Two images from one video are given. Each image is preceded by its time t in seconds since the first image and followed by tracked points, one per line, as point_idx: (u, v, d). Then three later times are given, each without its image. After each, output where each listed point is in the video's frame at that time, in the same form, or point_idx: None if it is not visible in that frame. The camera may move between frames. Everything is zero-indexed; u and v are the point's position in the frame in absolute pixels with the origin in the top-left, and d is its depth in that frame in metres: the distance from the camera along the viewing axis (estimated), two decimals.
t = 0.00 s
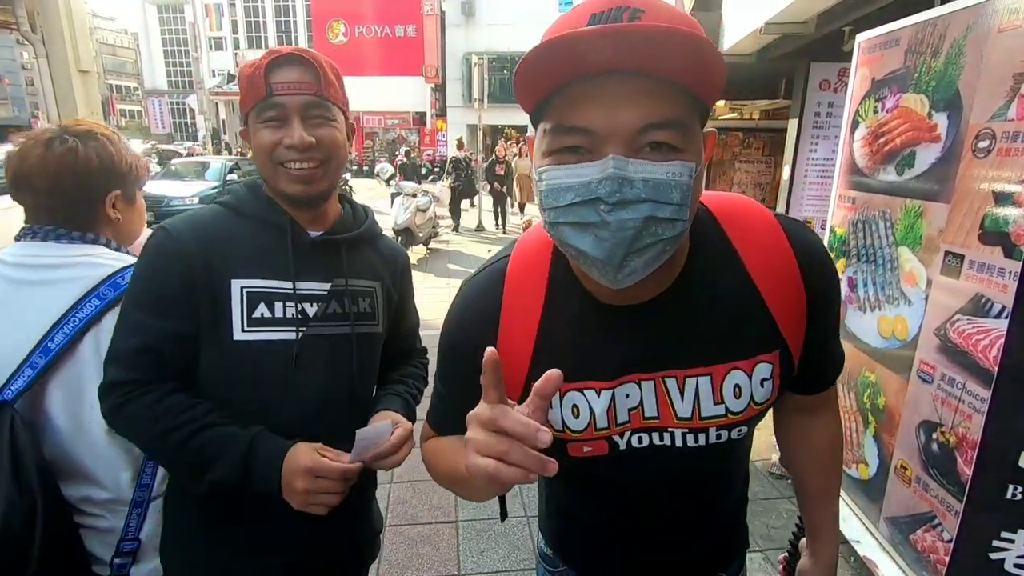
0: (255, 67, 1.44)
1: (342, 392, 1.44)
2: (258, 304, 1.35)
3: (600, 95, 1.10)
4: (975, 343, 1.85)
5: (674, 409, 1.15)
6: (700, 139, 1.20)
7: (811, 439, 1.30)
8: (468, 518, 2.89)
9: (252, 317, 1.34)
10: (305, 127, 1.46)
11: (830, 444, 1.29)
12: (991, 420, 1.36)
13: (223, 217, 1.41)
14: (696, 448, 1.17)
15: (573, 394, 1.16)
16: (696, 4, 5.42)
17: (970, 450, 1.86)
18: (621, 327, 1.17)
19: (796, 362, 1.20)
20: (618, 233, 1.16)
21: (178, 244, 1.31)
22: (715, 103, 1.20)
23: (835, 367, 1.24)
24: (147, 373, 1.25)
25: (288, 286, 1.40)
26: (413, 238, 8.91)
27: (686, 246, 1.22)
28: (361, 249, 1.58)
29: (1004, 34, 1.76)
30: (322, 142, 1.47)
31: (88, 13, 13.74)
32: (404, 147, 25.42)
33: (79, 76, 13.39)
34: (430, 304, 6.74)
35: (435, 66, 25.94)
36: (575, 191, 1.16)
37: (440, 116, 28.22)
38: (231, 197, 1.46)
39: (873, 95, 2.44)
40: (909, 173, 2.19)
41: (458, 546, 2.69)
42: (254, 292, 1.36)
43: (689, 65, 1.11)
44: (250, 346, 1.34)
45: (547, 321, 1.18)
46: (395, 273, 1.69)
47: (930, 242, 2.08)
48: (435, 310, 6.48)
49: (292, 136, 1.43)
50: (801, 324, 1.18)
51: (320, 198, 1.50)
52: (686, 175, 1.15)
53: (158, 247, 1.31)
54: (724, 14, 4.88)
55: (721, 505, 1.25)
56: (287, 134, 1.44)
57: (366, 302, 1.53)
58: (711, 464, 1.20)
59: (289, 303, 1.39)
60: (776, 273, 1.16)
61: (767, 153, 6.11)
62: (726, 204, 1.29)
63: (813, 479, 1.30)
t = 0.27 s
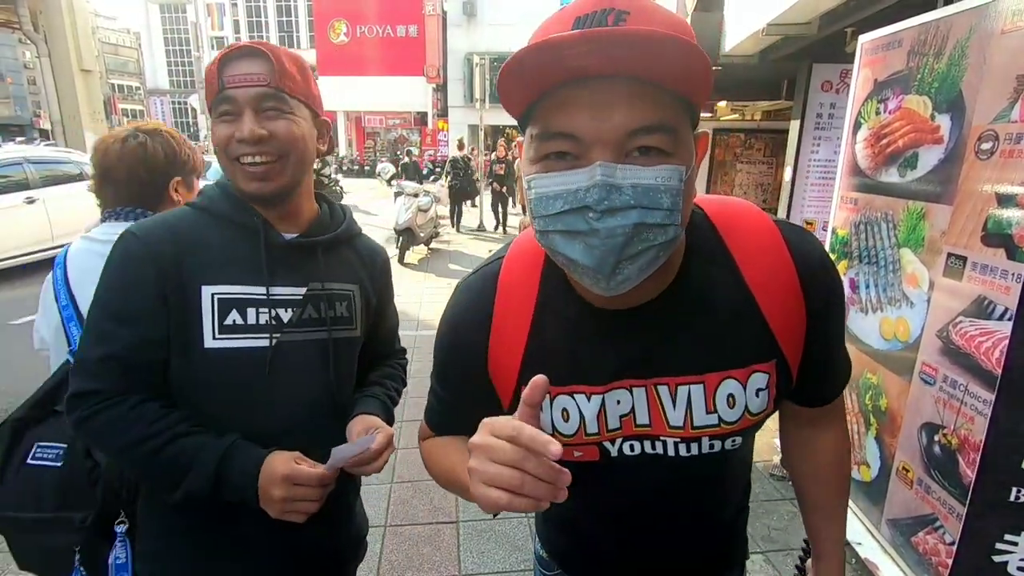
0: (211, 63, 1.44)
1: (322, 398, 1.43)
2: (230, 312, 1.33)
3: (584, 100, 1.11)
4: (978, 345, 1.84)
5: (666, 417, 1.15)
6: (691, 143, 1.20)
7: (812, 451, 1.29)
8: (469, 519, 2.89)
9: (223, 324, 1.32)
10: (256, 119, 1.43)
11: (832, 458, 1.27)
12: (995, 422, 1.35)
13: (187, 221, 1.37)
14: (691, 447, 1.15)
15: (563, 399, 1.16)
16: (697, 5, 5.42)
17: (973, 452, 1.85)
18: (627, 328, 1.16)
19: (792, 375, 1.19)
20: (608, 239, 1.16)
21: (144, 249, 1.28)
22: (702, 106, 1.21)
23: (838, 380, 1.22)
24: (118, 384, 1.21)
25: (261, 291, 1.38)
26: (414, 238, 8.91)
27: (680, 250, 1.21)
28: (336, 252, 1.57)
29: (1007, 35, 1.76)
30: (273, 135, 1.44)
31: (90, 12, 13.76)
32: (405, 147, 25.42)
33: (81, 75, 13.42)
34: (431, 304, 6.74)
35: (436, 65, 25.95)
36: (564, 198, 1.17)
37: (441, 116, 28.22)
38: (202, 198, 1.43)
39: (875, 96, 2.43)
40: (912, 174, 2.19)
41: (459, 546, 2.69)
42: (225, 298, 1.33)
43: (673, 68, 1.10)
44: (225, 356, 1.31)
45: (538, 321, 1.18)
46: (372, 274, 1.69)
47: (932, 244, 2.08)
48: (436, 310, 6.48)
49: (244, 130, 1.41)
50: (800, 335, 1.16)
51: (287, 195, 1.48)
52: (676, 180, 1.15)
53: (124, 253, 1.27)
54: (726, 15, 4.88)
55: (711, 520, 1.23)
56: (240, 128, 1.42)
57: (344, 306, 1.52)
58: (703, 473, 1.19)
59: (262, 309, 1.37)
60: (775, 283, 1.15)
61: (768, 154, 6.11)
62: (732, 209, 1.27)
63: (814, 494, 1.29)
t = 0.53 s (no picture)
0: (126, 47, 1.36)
1: (253, 417, 1.40)
2: (137, 338, 1.29)
3: (585, 95, 1.10)
4: (979, 346, 1.84)
5: (661, 413, 1.13)
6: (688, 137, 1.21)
7: (821, 458, 1.26)
8: (470, 518, 2.89)
9: (130, 351, 1.28)
10: (149, 116, 1.33)
11: (842, 466, 1.24)
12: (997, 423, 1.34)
13: (85, 242, 1.31)
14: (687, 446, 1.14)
15: (562, 391, 1.16)
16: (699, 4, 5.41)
17: (973, 453, 1.85)
18: (628, 327, 1.15)
19: (790, 377, 1.16)
20: (607, 231, 1.16)
21: (38, 275, 1.22)
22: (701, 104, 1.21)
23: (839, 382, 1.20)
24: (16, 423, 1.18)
25: (173, 313, 1.33)
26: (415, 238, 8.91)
27: (679, 246, 1.20)
28: (266, 261, 1.50)
29: (1010, 35, 1.75)
30: (178, 132, 1.33)
31: (91, 11, 13.76)
32: (406, 146, 25.40)
33: (82, 74, 13.42)
34: (431, 304, 6.74)
35: (438, 65, 25.94)
36: (565, 191, 1.17)
37: (442, 115, 28.21)
38: (110, 212, 1.36)
39: (877, 96, 2.43)
40: (914, 174, 2.18)
41: (458, 546, 2.69)
42: (131, 323, 1.29)
43: (672, 66, 1.11)
44: (138, 386, 1.28)
45: (537, 320, 1.18)
46: (315, 278, 1.62)
47: (933, 244, 2.07)
48: (436, 310, 6.48)
49: (137, 127, 1.31)
50: (798, 337, 1.15)
51: (198, 201, 1.40)
52: (673, 173, 1.16)
53: (18, 279, 1.22)
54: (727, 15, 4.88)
55: (711, 525, 1.20)
56: (133, 125, 1.32)
57: (275, 320, 1.47)
58: (704, 477, 1.16)
59: (175, 332, 1.32)
60: (773, 282, 1.14)
61: (770, 154, 6.11)
62: (731, 207, 1.26)
63: (821, 502, 1.26)
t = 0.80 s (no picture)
0: None
1: (103, 453, 1.18)
2: None
3: (584, 94, 1.10)
4: (980, 346, 1.83)
5: (660, 404, 1.13)
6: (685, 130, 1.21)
7: (820, 454, 1.24)
8: (470, 518, 2.88)
9: None
10: None
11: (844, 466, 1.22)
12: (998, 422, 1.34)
13: None
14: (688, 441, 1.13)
15: (562, 383, 1.17)
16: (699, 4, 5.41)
17: (974, 453, 1.84)
18: (629, 326, 1.15)
19: (789, 371, 1.16)
20: (604, 226, 1.17)
21: None
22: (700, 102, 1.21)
23: (841, 380, 1.18)
24: None
25: None
26: (415, 237, 8.91)
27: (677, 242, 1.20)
28: (134, 265, 1.25)
29: (1012, 34, 1.75)
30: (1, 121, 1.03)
31: (91, 10, 13.80)
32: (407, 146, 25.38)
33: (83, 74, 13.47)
34: (432, 303, 6.73)
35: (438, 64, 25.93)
36: (564, 186, 1.17)
37: (443, 115, 28.19)
38: None
39: (878, 95, 2.43)
40: (915, 174, 2.18)
41: (459, 545, 2.68)
42: None
43: (670, 65, 1.10)
44: None
45: (537, 320, 1.18)
46: (195, 281, 1.31)
47: (934, 244, 2.07)
48: (436, 309, 6.48)
49: None
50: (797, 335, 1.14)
51: (32, 205, 1.14)
52: (669, 169, 1.16)
53: None
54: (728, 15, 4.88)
55: (713, 520, 1.19)
56: None
57: (133, 337, 1.22)
58: (704, 472, 1.15)
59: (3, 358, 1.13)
60: (771, 279, 1.13)
61: (770, 154, 6.10)
62: (729, 204, 1.25)
63: (821, 502, 1.23)
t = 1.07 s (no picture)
0: None
1: None
2: None
3: (582, 85, 1.12)
4: (981, 344, 1.83)
5: (666, 394, 1.12)
6: (683, 120, 1.22)
7: (820, 446, 1.22)
8: (471, 518, 2.89)
9: None
10: None
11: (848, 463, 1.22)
12: (998, 420, 1.34)
13: None
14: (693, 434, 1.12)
15: (566, 374, 1.16)
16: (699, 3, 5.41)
17: (975, 451, 1.85)
18: (631, 325, 1.15)
19: (791, 361, 1.15)
20: (602, 213, 1.18)
21: None
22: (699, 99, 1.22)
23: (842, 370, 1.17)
24: None
25: None
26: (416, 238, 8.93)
27: (677, 229, 1.20)
28: (25, 265, 1.10)
29: (1011, 32, 1.75)
30: None
31: (92, 11, 13.83)
32: (407, 146, 25.40)
33: (83, 75, 13.49)
34: (432, 304, 6.74)
35: (439, 65, 25.93)
36: (562, 176, 1.19)
37: (443, 115, 28.20)
38: None
39: (878, 94, 2.43)
40: (914, 173, 2.18)
41: (460, 545, 2.69)
42: None
43: (668, 54, 1.11)
44: None
45: (537, 318, 1.18)
46: (92, 275, 1.15)
47: (935, 242, 2.07)
48: (437, 310, 6.49)
49: None
50: (799, 327, 1.13)
51: None
52: (666, 155, 1.16)
53: None
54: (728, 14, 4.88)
55: (718, 514, 1.16)
56: None
57: (19, 348, 1.07)
58: (710, 463, 1.13)
59: None
60: (773, 269, 1.12)
61: (770, 154, 6.10)
62: (728, 195, 1.26)
63: (822, 497, 1.21)
